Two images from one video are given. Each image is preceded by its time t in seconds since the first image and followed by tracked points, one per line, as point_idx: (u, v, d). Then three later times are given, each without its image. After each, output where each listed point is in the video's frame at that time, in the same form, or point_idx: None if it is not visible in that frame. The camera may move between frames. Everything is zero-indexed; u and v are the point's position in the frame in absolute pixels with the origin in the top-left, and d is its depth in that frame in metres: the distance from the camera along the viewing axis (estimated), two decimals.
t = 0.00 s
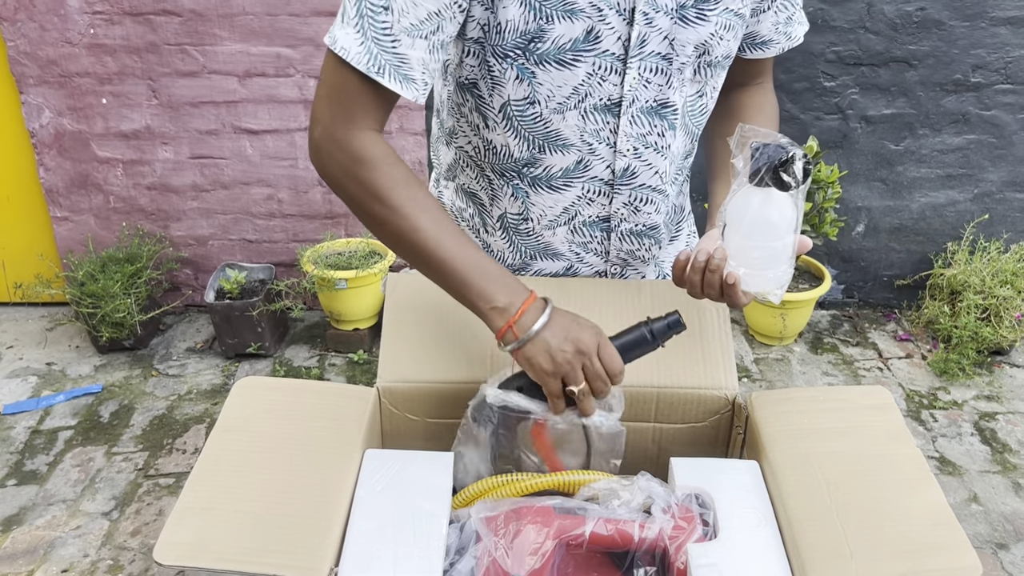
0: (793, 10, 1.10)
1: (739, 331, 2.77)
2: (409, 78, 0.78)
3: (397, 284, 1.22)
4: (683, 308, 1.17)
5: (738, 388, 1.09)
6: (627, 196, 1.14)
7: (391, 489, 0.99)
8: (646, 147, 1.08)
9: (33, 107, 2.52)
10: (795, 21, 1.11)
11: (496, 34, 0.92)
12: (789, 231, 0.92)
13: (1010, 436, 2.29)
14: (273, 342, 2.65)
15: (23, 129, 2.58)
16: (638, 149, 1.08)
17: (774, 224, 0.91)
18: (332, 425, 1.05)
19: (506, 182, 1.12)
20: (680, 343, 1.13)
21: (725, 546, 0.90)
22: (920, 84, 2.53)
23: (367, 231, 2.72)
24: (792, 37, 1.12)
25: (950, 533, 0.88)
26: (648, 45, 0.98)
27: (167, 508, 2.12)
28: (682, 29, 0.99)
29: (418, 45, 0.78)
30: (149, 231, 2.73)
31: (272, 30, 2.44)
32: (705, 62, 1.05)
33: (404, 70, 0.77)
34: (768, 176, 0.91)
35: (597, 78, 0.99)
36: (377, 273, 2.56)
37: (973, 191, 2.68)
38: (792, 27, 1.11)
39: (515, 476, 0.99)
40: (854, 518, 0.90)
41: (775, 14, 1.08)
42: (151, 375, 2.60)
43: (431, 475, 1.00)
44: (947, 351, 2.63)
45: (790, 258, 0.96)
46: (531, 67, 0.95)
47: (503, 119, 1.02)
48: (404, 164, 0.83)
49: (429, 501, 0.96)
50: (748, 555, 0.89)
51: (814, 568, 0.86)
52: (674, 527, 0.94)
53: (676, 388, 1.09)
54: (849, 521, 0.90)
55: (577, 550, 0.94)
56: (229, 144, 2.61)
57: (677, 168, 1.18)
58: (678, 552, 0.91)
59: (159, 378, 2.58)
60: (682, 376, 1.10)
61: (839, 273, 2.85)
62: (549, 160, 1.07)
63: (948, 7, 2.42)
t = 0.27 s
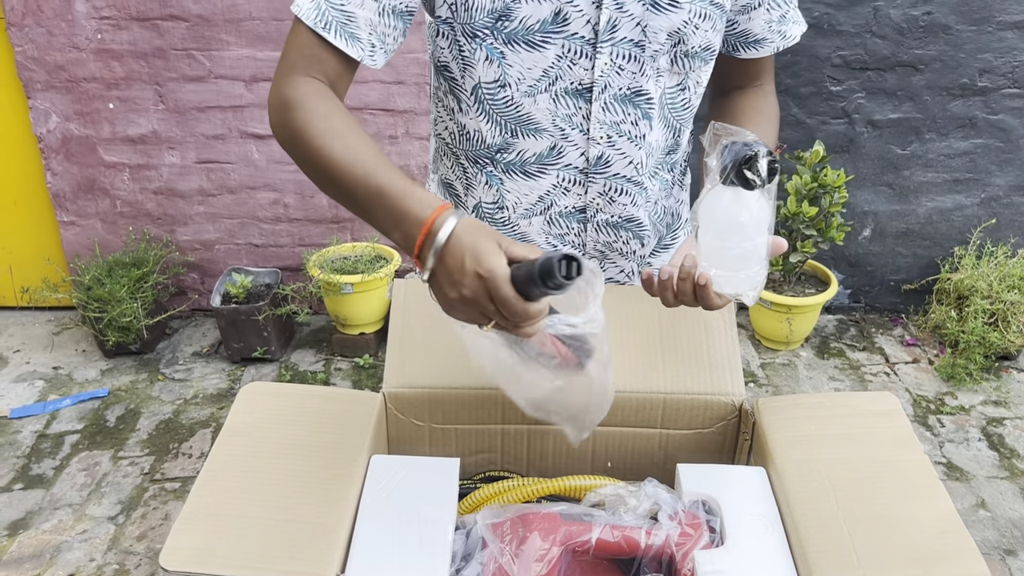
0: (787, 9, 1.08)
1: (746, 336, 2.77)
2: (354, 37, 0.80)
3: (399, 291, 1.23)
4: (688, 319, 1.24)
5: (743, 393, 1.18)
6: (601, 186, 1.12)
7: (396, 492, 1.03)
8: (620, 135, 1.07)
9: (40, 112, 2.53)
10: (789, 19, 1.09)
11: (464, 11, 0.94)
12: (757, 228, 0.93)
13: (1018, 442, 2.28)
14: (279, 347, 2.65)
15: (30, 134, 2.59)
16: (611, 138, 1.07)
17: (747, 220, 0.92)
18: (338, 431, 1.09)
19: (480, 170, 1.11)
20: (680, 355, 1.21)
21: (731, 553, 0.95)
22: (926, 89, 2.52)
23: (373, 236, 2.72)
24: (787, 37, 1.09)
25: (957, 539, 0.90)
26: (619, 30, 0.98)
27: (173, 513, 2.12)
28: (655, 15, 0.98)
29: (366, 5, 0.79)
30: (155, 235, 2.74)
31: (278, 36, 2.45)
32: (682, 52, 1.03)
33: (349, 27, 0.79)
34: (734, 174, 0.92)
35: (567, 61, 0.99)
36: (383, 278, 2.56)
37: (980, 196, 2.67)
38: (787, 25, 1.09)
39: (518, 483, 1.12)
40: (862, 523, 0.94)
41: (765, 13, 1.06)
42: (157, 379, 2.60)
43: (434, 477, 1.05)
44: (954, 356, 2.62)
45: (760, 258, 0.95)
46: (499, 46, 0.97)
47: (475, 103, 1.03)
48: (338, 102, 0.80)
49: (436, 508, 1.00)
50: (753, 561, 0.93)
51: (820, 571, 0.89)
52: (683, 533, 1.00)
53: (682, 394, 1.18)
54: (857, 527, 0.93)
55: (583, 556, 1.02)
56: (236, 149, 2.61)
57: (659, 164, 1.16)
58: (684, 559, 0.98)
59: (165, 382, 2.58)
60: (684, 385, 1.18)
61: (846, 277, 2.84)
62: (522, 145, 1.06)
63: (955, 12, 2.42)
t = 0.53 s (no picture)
0: (781, 14, 1.10)
1: (754, 344, 2.76)
2: (352, 27, 0.96)
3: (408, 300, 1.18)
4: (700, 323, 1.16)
5: (755, 403, 1.10)
6: (587, 181, 1.18)
7: (405, 500, 0.99)
8: (604, 131, 1.12)
9: (51, 119, 2.55)
10: (782, 27, 1.10)
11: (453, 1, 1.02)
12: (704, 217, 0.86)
13: None
14: (287, 353, 2.65)
15: (43, 141, 2.61)
16: (596, 133, 1.12)
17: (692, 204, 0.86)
18: (345, 438, 1.05)
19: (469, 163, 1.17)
20: (695, 363, 1.13)
21: (742, 563, 0.91)
22: (936, 97, 2.52)
23: (382, 243, 2.73)
24: (780, 44, 1.11)
25: (969, 551, 0.86)
26: (602, 25, 1.03)
27: (181, 519, 2.12)
28: (637, 11, 1.03)
29: None
30: (165, 242, 2.74)
31: (289, 43, 2.46)
32: (665, 49, 1.08)
33: (346, 18, 0.95)
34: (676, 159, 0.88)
35: (551, 54, 1.05)
36: (392, 285, 2.56)
37: (990, 205, 2.66)
38: (780, 34, 1.10)
39: (527, 491, 1.09)
40: (872, 535, 0.89)
41: (755, 18, 1.09)
42: (166, 385, 2.60)
43: (445, 489, 1.01)
44: (964, 365, 2.61)
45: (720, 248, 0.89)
46: (484, 37, 1.03)
47: (461, 95, 1.09)
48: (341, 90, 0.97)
49: (446, 518, 0.97)
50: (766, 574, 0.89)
51: None
52: (691, 544, 0.95)
53: (693, 402, 1.10)
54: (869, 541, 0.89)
55: (593, 566, 0.96)
56: (246, 156, 2.62)
57: (645, 161, 1.21)
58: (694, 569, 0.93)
59: (174, 389, 2.59)
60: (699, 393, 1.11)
61: (855, 286, 2.83)
62: (508, 138, 1.11)
63: (965, 20, 2.42)
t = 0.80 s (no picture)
0: (780, 24, 1.05)
1: (766, 356, 2.75)
2: (382, 44, 1.04)
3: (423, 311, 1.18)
4: (713, 333, 1.15)
5: (767, 415, 1.09)
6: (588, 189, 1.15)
7: (417, 510, 0.99)
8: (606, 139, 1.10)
9: (66, 127, 2.56)
10: (782, 38, 1.05)
11: (454, 8, 1.04)
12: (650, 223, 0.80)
13: None
14: (298, 362, 2.66)
15: (57, 149, 2.63)
16: (597, 140, 1.10)
17: (636, 209, 0.79)
18: (359, 447, 1.05)
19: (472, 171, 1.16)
20: (708, 374, 1.12)
21: None
22: (949, 109, 2.51)
23: (393, 252, 2.73)
24: (780, 56, 1.07)
25: (985, 567, 0.85)
26: (600, 31, 1.03)
27: (191, 527, 2.12)
28: (635, 17, 1.02)
29: (389, 13, 1.03)
30: (178, 250, 2.75)
31: (302, 53, 2.47)
32: (664, 55, 1.06)
33: (375, 36, 1.03)
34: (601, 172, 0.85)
35: (550, 61, 1.05)
36: (403, 294, 2.56)
37: (1003, 217, 2.65)
38: (779, 44, 1.06)
39: (540, 501, 1.08)
40: (885, 549, 0.89)
41: (754, 27, 1.05)
42: (178, 393, 2.61)
43: (458, 499, 1.00)
44: (977, 378, 2.59)
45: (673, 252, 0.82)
46: (484, 43, 1.05)
47: (463, 101, 1.10)
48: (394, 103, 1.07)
49: (458, 528, 0.96)
50: None
51: None
52: (705, 556, 0.94)
53: (704, 413, 1.09)
54: (882, 554, 0.88)
55: None
56: (259, 165, 2.63)
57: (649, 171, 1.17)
58: None
59: (186, 396, 2.59)
60: (713, 405, 1.10)
61: (867, 298, 2.82)
62: (509, 144, 1.11)
63: (979, 32, 2.41)
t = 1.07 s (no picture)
0: (798, 36, 1.05)
1: (778, 370, 2.74)
2: (399, 56, 1.06)
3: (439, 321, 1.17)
4: (727, 347, 1.15)
5: (782, 429, 1.09)
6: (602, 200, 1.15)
7: (430, 523, 0.99)
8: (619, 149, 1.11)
9: (83, 138, 2.58)
10: (799, 51, 1.06)
11: (468, 21, 1.05)
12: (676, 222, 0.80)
13: None
14: (310, 373, 2.66)
15: (74, 159, 2.65)
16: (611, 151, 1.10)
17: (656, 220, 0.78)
18: (372, 458, 1.04)
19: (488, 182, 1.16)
20: (721, 387, 1.12)
21: None
22: (964, 123, 2.51)
23: (406, 263, 2.74)
24: (797, 68, 1.07)
25: None
26: (614, 43, 1.04)
27: (203, 537, 2.13)
28: (648, 29, 1.03)
29: (405, 26, 1.05)
30: (192, 260, 2.77)
31: (317, 66, 2.49)
32: (677, 67, 1.06)
33: (392, 49, 1.06)
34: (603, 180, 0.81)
35: (564, 72, 1.06)
36: (415, 305, 2.57)
37: (1019, 232, 2.63)
38: (797, 57, 1.06)
39: (553, 514, 1.08)
40: (900, 565, 0.88)
41: (771, 40, 1.05)
42: (190, 403, 2.62)
43: (471, 510, 1.01)
44: (992, 394, 2.58)
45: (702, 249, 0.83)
46: (498, 55, 1.06)
47: (478, 112, 1.12)
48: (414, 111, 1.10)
49: (472, 539, 0.96)
50: None
51: None
52: (718, 569, 0.94)
53: (719, 427, 1.09)
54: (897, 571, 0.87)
55: None
56: (273, 177, 2.64)
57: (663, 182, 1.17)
58: None
59: (198, 406, 2.60)
60: (726, 419, 1.10)
61: (881, 312, 2.80)
62: (524, 155, 1.12)
63: (993, 47, 2.41)
